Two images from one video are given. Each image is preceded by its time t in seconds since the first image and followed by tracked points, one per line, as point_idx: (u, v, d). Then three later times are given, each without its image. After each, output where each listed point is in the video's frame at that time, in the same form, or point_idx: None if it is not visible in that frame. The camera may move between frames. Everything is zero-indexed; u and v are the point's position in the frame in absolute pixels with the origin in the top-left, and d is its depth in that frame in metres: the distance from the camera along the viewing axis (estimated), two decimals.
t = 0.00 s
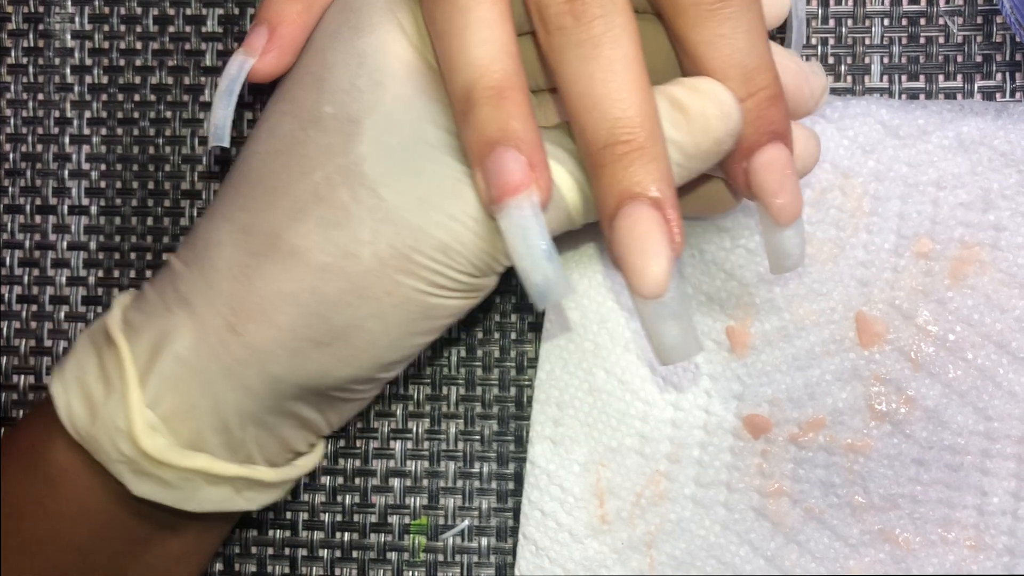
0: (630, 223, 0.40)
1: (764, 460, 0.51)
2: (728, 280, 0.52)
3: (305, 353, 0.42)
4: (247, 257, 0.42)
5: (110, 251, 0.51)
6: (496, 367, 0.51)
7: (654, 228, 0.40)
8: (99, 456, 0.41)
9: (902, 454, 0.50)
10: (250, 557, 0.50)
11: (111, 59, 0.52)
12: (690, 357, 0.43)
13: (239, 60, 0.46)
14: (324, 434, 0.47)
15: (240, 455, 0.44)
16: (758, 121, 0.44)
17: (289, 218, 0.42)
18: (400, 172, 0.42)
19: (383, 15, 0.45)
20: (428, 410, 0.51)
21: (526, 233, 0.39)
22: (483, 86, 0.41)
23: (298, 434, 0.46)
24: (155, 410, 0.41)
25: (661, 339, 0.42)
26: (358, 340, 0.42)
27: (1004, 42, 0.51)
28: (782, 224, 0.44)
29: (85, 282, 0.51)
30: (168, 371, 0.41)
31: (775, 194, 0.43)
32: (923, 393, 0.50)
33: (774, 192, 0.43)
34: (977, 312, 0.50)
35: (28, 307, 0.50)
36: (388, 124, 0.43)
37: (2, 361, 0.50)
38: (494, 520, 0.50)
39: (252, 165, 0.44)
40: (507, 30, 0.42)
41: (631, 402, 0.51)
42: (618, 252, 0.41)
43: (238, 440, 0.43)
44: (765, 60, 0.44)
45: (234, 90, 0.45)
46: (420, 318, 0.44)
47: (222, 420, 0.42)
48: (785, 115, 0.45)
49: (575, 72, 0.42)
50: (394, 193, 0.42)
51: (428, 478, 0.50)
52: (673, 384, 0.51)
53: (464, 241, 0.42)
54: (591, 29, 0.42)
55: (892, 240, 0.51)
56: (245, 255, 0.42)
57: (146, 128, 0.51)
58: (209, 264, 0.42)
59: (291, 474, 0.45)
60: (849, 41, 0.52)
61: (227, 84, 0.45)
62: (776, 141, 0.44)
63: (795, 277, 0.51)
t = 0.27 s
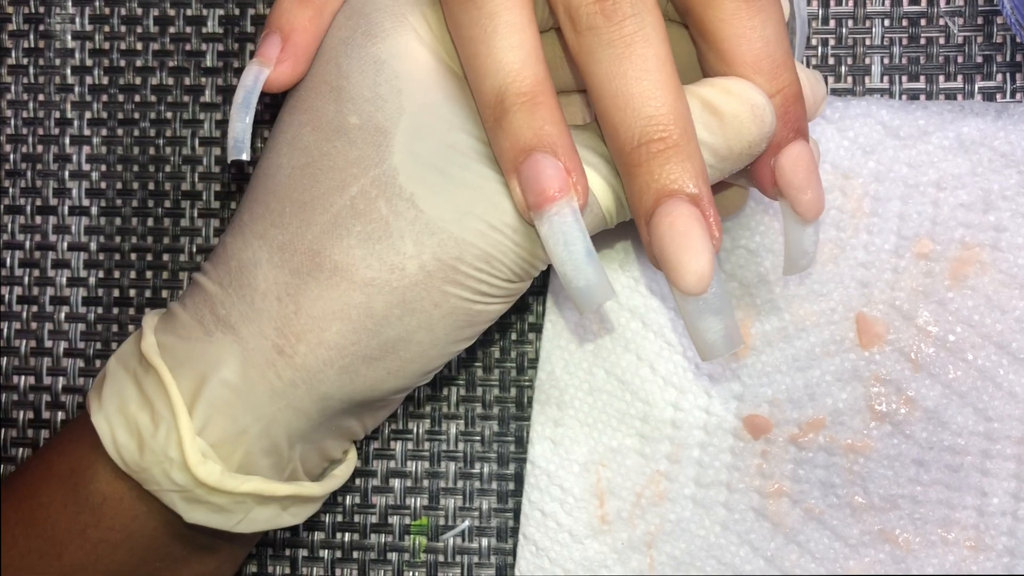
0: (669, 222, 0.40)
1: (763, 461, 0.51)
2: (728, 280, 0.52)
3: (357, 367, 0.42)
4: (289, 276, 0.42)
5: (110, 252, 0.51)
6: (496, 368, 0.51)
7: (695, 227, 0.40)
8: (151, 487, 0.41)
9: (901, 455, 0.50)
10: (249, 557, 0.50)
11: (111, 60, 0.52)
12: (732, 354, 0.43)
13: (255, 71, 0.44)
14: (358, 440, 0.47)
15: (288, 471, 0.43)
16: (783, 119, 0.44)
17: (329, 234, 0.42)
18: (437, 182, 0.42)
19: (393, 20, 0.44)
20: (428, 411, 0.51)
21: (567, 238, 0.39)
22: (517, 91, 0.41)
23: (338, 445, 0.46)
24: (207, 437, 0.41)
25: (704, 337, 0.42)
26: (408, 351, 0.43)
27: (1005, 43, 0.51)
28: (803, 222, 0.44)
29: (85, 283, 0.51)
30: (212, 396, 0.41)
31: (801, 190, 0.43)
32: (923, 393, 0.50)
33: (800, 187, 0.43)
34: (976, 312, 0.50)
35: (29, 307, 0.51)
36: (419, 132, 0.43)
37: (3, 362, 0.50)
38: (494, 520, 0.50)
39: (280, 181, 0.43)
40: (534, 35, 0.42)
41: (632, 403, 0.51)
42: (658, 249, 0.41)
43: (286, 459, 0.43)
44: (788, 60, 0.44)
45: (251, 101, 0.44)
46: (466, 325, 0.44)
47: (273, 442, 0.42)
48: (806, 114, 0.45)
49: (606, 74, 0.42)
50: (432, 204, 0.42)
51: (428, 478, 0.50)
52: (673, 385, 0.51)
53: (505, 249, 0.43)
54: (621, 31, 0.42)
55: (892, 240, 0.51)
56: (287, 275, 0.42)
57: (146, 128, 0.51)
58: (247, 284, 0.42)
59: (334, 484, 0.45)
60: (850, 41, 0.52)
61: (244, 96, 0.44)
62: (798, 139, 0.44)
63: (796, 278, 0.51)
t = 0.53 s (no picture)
0: (671, 221, 0.40)
1: (763, 461, 0.51)
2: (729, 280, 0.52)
3: (355, 368, 0.42)
4: (287, 276, 0.41)
5: (110, 252, 0.51)
6: (496, 368, 0.51)
7: (698, 225, 0.40)
8: (150, 488, 0.41)
9: (902, 455, 0.50)
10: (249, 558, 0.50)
11: (111, 60, 0.52)
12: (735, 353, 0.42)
13: (255, 71, 0.44)
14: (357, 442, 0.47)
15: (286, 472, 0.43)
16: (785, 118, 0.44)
17: (328, 235, 0.42)
18: (436, 181, 0.42)
19: (393, 19, 0.44)
20: (428, 411, 0.51)
21: (567, 236, 0.39)
22: (518, 90, 0.41)
23: (336, 446, 0.46)
24: (206, 438, 0.40)
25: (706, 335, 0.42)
26: (407, 352, 0.43)
27: (1005, 43, 0.51)
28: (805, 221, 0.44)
29: (85, 283, 0.51)
30: (211, 397, 0.41)
31: (802, 189, 0.43)
32: (923, 394, 0.50)
33: (802, 185, 0.43)
34: (977, 313, 0.50)
35: (29, 307, 0.50)
36: (419, 132, 0.43)
37: (2, 362, 0.50)
38: (494, 521, 0.50)
39: (280, 182, 0.43)
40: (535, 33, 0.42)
41: (632, 404, 0.51)
42: (660, 249, 0.41)
43: (285, 460, 0.43)
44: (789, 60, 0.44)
45: (250, 102, 0.43)
46: (465, 326, 0.44)
47: (272, 443, 0.42)
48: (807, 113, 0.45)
49: (608, 72, 0.42)
50: (432, 205, 0.42)
51: (428, 479, 0.50)
52: (673, 385, 0.51)
53: (505, 249, 0.43)
54: (623, 30, 0.42)
55: (893, 241, 0.51)
56: (285, 275, 0.41)
57: (146, 128, 0.51)
58: (246, 284, 0.42)
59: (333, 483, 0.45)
60: (850, 41, 0.52)
61: (244, 97, 0.44)
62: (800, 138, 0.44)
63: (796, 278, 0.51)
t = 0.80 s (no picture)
0: (651, 227, 0.40)
1: (765, 462, 0.51)
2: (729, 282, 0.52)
3: (316, 356, 0.42)
4: (256, 257, 0.42)
5: (110, 252, 0.51)
6: (496, 368, 0.51)
7: (673, 228, 0.40)
8: (109, 459, 0.41)
9: (903, 456, 0.50)
10: (249, 559, 0.50)
11: (111, 60, 0.52)
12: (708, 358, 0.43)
13: (260, 69, 0.44)
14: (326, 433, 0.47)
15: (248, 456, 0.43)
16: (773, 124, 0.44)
17: (297, 218, 0.42)
18: (409, 169, 0.42)
19: (392, 14, 0.45)
20: (428, 411, 0.51)
21: (538, 236, 0.39)
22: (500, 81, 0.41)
23: (303, 434, 0.45)
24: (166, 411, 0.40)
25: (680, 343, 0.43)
26: (369, 342, 0.42)
27: (1005, 44, 0.51)
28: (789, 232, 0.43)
29: (85, 283, 0.51)
30: (175, 371, 0.41)
31: (781, 198, 0.42)
32: (924, 394, 0.50)
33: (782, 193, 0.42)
34: (978, 313, 0.50)
35: (29, 308, 0.50)
36: (402, 123, 0.43)
37: (2, 363, 0.50)
38: (495, 521, 0.50)
39: (261, 165, 0.44)
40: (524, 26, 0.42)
41: (632, 405, 0.51)
42: (637, 253, 0.41)
43: (246, 445, 0.43)
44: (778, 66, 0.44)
45: (258, 99, 0.43)
46: (432, 321, 0.43)
47: (231, 422, 0.42)
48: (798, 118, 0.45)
49: (594, 67, 0.42)
50: (403, 192, 0.42)
51: (428, 479, 0.50)
52: (673, 386, 0.51)
53: (474, 241, 0.42)
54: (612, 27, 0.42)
55: (893, 242, 0.51)
56: (254, 256, 0.42)
57: (146, 129, 0.51)
58: (217, 263, 0.42)
59: (297, 474, 0.44)
60: (850, 42, 0.52)
61: (250, 93, 0.43)
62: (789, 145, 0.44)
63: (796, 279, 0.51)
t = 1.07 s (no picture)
0: (664, 217, 0.40)
1: (764, 461, 0.51)
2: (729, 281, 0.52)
3: (321, 356, 0.42)
4: (261, 258, 0.42)
5: (110, 252, 0.51)
6: (496, 367, 0.51)
7: (686, 218, 0.39)
8: (115, 463, 0.41)
9: (903, 455, 0.50)
10: (249, 558, 0.50)
11: (111, 60, 0.52)
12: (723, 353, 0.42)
13: (260, 69, 0.44)
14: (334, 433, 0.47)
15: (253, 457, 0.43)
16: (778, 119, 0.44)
17: (302, 219, 0.42)
18: (415, 170, 0.42)
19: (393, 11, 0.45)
20: (428, 411, 0.51)
21: (548, 227, 0.39)
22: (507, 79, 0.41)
23: (311, 434, 0.45)
24: (172, 413, 0.40)
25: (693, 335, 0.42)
26: (374, 344, 0.42)
27: (1005, 42, 0.51)
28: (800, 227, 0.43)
29: (85, 283, 0.51)
30: (180, 374, 0.41)
31: (793, 193, 0.42)
32: (924, 394, 0.50)
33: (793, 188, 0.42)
34: (977, 312, 0.50)
35: (29, 307, 0.50)
36: (406, 123, 0.43)
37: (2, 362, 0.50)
38: (494, 521, 0.50)
39: (266, 167, 0.43)
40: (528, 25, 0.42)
41: (631, 404, 0.51)
42: (651, 246, 0.40)
43: (253, 446, 0.43)
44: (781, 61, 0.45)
45: (255, 99, 0.43)
46: (439, 323, 0.43)
47: (237, 424, 0.42)
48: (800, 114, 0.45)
49: (600, 63, 0.42)
50: (409, 194, 0.41)
51: (428, 478, 0.50)
52: (673, 385, 0.51)
53: (481, 243, 0.42)
54: (617, 22, 0.42)
55: (893, 240, 0.51)
56: (259, 257, 0.42)
57: (146, 128, 0.51)
58: (223, 263, 0.42)
59: (304, 474, 0.44)
60: (850, 41, 0.52)
61: (249, 93, 0.44)
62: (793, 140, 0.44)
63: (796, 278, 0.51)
